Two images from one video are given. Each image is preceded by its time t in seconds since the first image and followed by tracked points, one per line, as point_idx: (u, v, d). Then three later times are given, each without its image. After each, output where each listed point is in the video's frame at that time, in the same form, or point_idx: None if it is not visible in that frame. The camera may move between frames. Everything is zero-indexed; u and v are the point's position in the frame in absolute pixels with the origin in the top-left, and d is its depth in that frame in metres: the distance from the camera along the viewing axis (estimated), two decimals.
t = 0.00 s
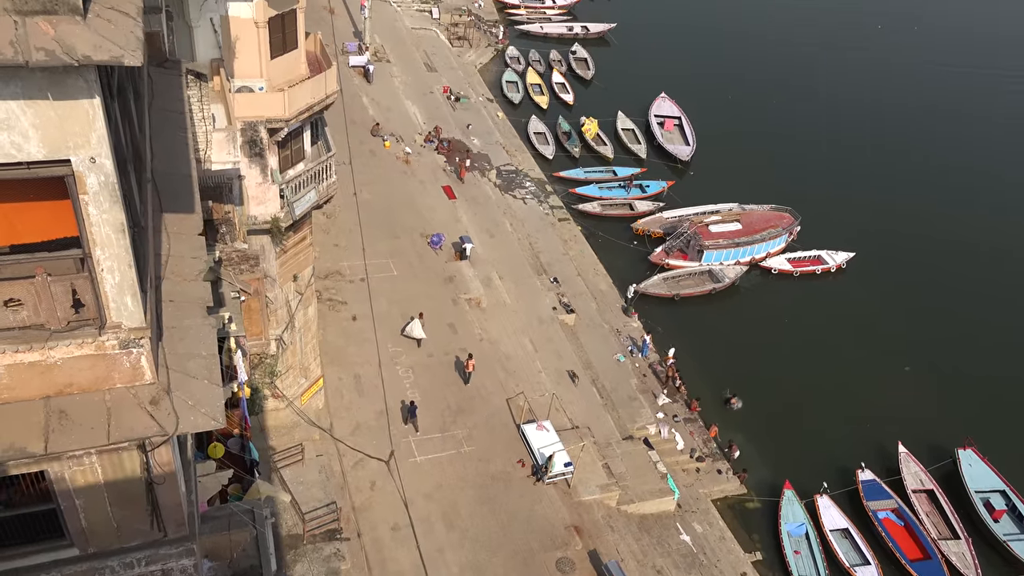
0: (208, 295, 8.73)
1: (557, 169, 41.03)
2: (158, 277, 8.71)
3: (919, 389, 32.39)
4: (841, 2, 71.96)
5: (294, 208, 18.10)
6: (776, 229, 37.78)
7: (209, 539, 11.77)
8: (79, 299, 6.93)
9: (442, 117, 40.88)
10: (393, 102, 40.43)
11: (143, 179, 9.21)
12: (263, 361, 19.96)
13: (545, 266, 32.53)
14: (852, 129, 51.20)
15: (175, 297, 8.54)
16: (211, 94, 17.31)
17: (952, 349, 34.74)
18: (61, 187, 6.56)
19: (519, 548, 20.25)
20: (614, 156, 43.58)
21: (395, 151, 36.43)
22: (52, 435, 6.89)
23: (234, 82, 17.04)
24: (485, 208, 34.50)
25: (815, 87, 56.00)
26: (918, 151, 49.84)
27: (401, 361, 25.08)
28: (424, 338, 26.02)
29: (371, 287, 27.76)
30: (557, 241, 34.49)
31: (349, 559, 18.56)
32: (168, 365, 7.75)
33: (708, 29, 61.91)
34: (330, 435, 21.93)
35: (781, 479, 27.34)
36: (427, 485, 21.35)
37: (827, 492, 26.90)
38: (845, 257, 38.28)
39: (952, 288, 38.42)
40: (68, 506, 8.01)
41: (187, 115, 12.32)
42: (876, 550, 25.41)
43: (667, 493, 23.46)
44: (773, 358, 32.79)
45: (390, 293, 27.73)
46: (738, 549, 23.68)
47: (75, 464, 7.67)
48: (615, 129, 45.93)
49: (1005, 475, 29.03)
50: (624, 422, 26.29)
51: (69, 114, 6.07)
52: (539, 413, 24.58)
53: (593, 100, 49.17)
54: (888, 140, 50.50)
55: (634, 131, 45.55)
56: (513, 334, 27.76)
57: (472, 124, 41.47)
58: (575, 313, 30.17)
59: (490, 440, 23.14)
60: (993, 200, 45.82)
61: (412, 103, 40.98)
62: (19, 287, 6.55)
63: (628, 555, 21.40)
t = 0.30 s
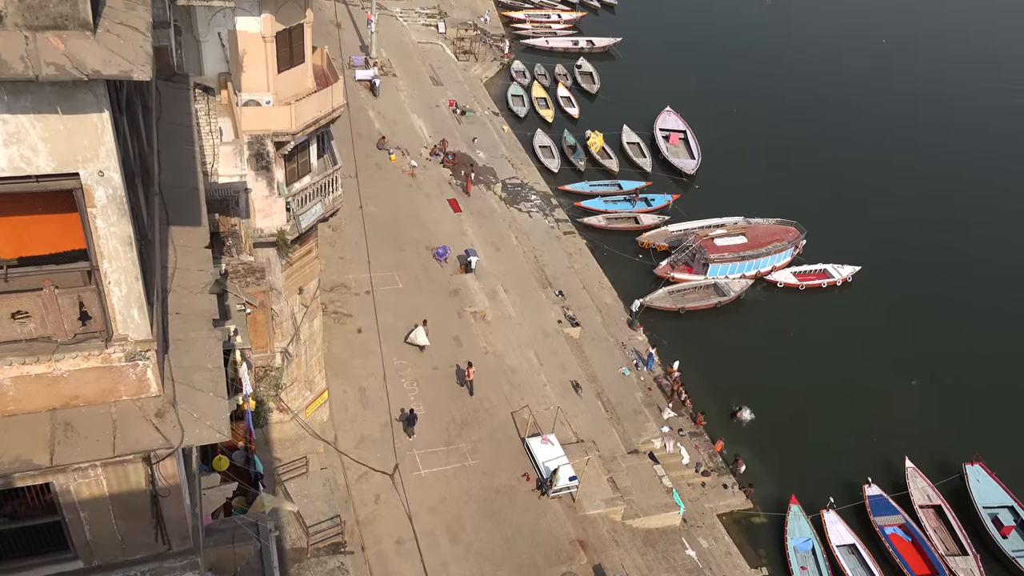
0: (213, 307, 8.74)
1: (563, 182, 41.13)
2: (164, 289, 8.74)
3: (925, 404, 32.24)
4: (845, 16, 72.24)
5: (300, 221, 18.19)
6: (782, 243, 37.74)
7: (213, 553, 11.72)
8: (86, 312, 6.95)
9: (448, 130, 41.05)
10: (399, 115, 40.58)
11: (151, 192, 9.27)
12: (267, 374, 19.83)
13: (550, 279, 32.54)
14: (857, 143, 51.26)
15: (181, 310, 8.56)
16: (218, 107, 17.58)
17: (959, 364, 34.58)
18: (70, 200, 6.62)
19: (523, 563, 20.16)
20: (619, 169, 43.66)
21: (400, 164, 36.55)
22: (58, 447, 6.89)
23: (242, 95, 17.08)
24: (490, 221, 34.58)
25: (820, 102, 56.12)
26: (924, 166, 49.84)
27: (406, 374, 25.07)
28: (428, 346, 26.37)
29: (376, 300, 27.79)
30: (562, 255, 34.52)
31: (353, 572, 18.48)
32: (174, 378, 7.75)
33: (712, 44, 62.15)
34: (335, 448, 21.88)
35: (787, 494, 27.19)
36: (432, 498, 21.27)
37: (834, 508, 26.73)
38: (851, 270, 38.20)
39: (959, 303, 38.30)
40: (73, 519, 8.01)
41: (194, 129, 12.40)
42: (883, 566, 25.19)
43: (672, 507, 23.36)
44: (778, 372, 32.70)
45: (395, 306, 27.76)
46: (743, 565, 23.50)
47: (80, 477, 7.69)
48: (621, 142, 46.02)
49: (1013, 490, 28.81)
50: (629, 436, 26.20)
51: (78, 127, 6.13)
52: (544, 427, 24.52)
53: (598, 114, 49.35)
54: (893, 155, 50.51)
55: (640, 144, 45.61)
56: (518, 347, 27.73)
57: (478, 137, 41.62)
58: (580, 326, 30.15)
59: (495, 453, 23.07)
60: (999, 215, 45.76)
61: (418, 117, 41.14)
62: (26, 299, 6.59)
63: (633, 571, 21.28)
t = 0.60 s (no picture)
0: (219, 320, 8.78)
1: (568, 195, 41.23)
2: (171, 302, 8.77)
3: (932, 418, 32.06)
4: (849, 30, 72.52)
5: (305, 234, 18.23)
6: (787, 257, 37.69)
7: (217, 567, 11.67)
8: (93, 324, 6.98)
9: (454, 144, 41.20)
10: (405, 129, 40.74)
11: (158, 206, 9.32)
12: (272, 388, 19.88)
13: (555, 292, 32.54)
14: (861, 157, 51.35)
15: (187, 322, 8.58)
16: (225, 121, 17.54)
17: (966, 378, 34.39)
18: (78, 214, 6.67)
19: None
20: (624, 183, 43.74)
21: (406, 177, 36.65)
22: (63, 460, 6.89)
23: (248, 109, 17.35)
24: (495, 235, 34.64)
25: (824, 116, 56.24)
26: (929, 180, 49.84)
27: (411, 387, 25.04)
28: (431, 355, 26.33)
29: (381, 313, 27.82)
30: (567, 268, 34.53)
31: None
32: (179, 391, 7.75)
33: (717, 58, 62.39)
34: (339, 461, 21.84)
35: (793, 508, 27.02)
36: (436, 512, 21.21)
37: (841, 523, 26.53)
38: (857, 284, 38.09)
39: (965, 317, 38.15)
40: (77, 531, 8.00)
41: (201, 142, 12.49)
42: None
43: (677, 522, 23.26)
44: (784, 385, 32.57)
45: (400, 319, 27.77)
46: None
47: (85, 490, 7.68)
48: (625, 155, 46.14)
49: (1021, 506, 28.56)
50: (634, 450, 26.11)
51: (86, 141, 6.15)
52: (549, 441, 24.45)
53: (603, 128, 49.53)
54: (897, 169, 50.51)
55: (644, 158, 45.72)
56: (523, 360, 27.70)
57: (483, 151, 41.75)
58: (585, 339, 30.11)
59: (499, 467, 23.00)
60: (1005, 229, 45.67)
61: (424, 130, 41.30)
62: (34, 312, 6.56)
63: None
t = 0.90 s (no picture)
0: (225, 333, 8.79)
1: (572, 209, 41.30)
2: (177, 315, 8.79)
3: (939, 432, 31.87)
4: (853, 44, 72.74)
5: (311, 247, 18.27)
6: (793, 270, 37.63)
7: None
8: (99, 337, 6.98)
9: (458, 157, 41.32)
10: (410, 143, 40.87)
11: (164, 219, 9.36)
12: (277, 401, 20.14)
13: (560, 306, 32.51)
14: (866, 170, 51.38)
15: (193, 336, 8.61)
16: (231, 136, 17.93)
17: (973, 392, 34.19)
18: (85, 227, 6.67)
19: None
20: (629, 196, 43.77)
21: (411, 191, 36.73)
22: (69, 473, 6.88)
23: (255, 123, 17.34)
24: (500, 248, 34.68)
25: (828, 129, 56.32)
26: (934, 193, 49.80)
27: (416, 401, 25.01)
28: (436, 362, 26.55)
29: (386, 326, 27.81)
30: (572, 281, 34.52)
31: None
32: (185, 404, 7.75)
33: (721, 72, 62.61)
34: (343, 474, 21.80)
35: (800, 523, 26.82)
36: (441, 526, 21.12)
37: (848, 538, 26.33)
38: (863, 297, 37.97)
39: (972, 331, 37.97)
40: (82, 545, 7.98)
41: (207, 156, 12.56)
42: None
43: (683, 537, 23.15)
44: (790, 400, 32.40)
45: (405, 332, 27.77)
46: None
47: (90, 503, 7.67)
48: (630, 169, 46.21)
49: None
50: (639, 464, 26.02)
51: (94, 155, 6.16)
52: (554, 454, 24.37)
53: (608, 142, 49.67)
54: (902, 182, 50.52)
55: (649, 171, 45.80)
56: (527, 373, 27.65)
57: (487, 165, 41.86)
58: (589, 353, 30.06)
59: (504, 481, 22.91)
60: (1010, 242, 45.60)
61: (429, 144, 41.44)
62: (40, 325, 6.60)
63: None
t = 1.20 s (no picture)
0: (230, 347, 8.82)
1: (577, 222, 41.38)
2: (182, 328, 8.82)
3: (946, 446, 31.69)
4: (856, 57, 72.96)
5: (316, 261, 18.35)
6: (798, 283, 37.57)
7: None
8: (105, 351, 7.00)
9: (463, 171, 41.44)
10: (415, 156, 41.03)
11: (171, 233, 9.41)
12: (282, 414, 19.91)
13: (565, 319, 32.49)
14: (870, 183, 51.40)
15: (199, 349, 8.63)
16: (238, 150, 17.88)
17: (980, 406, 34.02)
18: (91, 241, 6.70)
19: None
20: (634, 210, 43.81)
21: (416, 204, 36.83)
22: (74, 486, 6.86)
23: (261, 137, 17.66)
24: (505, 261, 34.74)
25: (832, 142, 56.40)
26: (938, 206, 49.80)
27: (420, 414, 24.97)
28: (440, 372, 26.71)
29: (392, 339, 27.83)
30: (577, 294, 34.52)
31: None
32: (190, 418, 7.76)
33: (725, 85, 62.84)
34: (348, 489, 21.75)
35: (807, 538, 26.63)
36: (446, 540, 21.03)
37: (855, 553, 26.12)
38: (868, 311, 37.86)
39: (979, 344, 37.80)
40: (86, 559, 7.98)
41: (214, 170, 12.63)
42: None
43: (689, 552, 23.15)
44: (796, 414, 32.24)
45: (410, 345, 27.77)
46: None
47: (94, 516, 7.66)
48: (635, 182, 46.27)
49: None
50: (645, 478, 25.92)
51: (102, 170, 6.21)
52: (558, 468, 24.30)
53: (612, 155, 49.83)
54: (906, 195, 50.54)
55: (654, 184, 45.84)
56: (532, 387, 27.59)
57: (492, 178, 41.99)
58: (594, 366, 29.98)
59: (509, 495, 22.82)
60: (1015, 255, 45.55)
61: (434, 157, 41.59)
62: (47, 339, 6.65)
63: None
